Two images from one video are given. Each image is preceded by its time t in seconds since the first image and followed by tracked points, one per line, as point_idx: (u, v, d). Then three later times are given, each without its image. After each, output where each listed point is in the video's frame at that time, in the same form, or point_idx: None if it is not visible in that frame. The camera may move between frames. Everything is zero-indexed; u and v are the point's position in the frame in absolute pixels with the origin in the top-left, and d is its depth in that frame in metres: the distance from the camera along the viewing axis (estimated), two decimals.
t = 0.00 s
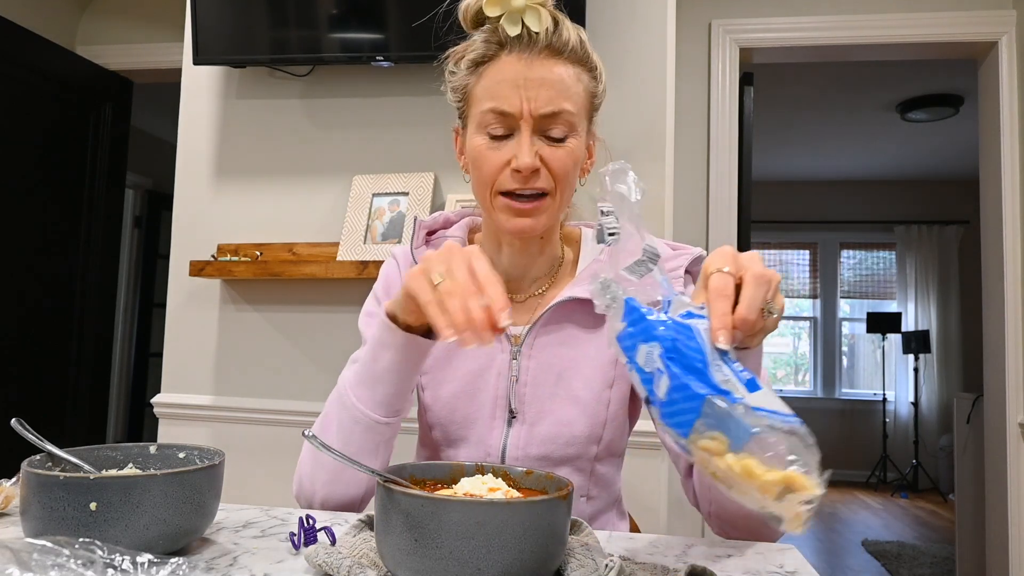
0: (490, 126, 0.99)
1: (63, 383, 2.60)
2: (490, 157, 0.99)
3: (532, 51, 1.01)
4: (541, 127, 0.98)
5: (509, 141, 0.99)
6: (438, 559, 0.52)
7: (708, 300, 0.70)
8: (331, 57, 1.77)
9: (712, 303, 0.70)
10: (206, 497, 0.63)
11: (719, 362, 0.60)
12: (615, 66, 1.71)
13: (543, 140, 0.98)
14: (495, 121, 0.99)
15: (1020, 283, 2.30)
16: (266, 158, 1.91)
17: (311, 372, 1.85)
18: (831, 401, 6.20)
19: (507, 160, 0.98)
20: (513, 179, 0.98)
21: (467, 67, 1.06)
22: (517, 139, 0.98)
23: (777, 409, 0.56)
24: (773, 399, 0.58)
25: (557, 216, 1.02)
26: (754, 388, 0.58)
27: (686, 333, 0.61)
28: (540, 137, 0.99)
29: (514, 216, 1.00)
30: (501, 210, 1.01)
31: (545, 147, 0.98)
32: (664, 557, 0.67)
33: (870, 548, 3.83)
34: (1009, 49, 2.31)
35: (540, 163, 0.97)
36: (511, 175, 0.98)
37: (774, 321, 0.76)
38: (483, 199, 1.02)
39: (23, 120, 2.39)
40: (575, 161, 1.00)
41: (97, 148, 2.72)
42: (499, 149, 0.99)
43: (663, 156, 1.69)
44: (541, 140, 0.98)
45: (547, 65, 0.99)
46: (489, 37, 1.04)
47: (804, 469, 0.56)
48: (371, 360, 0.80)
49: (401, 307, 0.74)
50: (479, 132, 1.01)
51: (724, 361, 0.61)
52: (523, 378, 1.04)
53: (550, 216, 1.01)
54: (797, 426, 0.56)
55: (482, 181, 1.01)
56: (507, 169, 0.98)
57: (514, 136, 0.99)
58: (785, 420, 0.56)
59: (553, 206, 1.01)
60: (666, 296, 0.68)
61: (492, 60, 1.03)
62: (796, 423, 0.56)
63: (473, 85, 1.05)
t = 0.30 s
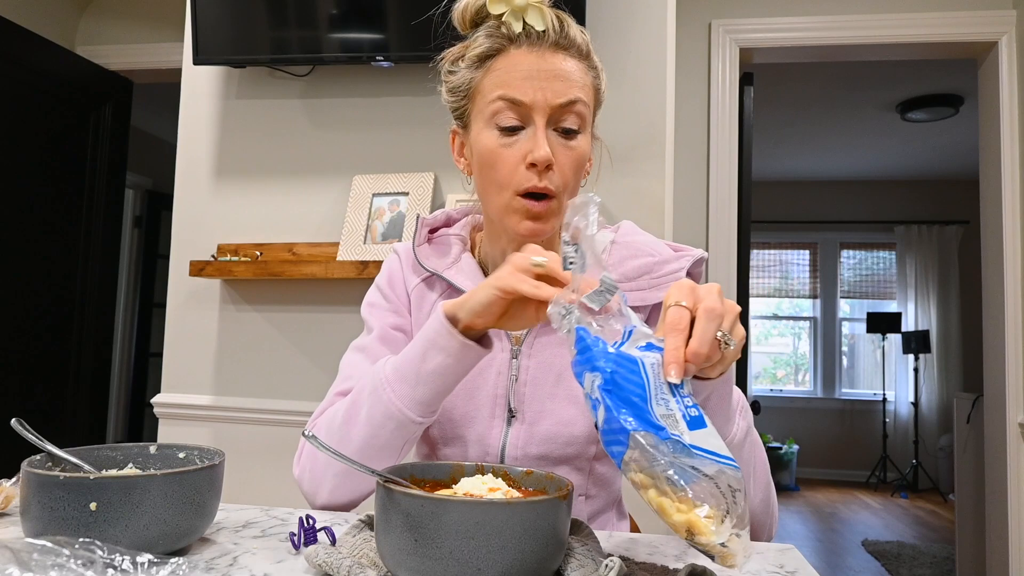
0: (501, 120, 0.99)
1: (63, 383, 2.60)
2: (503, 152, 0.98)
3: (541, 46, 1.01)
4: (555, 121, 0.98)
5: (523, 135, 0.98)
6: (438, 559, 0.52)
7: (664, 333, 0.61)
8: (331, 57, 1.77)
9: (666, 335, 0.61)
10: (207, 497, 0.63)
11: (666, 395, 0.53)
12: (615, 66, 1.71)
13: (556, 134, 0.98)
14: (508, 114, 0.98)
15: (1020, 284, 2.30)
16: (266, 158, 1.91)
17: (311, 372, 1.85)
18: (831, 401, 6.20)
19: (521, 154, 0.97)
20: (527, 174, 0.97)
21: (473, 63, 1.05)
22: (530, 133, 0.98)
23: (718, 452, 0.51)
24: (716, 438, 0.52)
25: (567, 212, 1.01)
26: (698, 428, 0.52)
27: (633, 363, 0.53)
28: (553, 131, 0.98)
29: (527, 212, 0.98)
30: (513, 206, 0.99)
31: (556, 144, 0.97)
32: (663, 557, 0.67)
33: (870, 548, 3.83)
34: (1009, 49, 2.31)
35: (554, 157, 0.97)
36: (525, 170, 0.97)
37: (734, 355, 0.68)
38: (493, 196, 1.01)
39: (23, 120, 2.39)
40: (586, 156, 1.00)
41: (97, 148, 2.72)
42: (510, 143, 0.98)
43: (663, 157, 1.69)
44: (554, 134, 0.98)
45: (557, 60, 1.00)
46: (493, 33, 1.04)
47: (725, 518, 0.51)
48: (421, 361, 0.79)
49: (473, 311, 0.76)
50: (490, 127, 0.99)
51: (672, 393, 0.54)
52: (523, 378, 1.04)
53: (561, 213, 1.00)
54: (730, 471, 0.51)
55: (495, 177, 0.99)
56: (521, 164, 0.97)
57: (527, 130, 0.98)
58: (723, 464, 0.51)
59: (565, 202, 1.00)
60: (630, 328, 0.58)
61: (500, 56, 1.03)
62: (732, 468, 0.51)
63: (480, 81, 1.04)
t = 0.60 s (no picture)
0: (504, 113, 0.98)
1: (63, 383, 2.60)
2: (507, 144, 0.97)
3: (539, 42, 1.02)
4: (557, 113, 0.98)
5: (525, 127, 0.98)
6: (438, 559, 0.52)
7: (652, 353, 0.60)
8: (330, 57, 1.77)
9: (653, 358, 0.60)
10: (207, 497, 0.63)
11: (656, 418, 0.51)
12: (616, 66, 1.71)
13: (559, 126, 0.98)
14: (511, 107, 0.98)
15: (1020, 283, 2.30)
16: (266, 158, 1.91)
17: (311, 372, 1.85)
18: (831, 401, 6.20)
19: (525, 146, 0.96)
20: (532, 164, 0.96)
21: (471, 61, 1.06)
22: (533, 125, 0.97)
23: (720, 461, 0.48)
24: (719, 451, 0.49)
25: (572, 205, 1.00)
26: (693, 443, 0.50)
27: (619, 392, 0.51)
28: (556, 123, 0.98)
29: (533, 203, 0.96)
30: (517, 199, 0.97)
31: (560, 135, 0.97)
32: (663, 556, 0.67)
33: (870, 548, 3.83)
34: (1009, 49, 2.31)
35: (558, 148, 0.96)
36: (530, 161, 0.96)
37: (727, 370, 0.66)
38: (496, 191, 0.99)
39: (23, 120, 2.39)
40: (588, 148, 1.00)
41: (97, 148, 2.72)
42: (515, 135, 0.97)
43: (663, 157, 1.69)
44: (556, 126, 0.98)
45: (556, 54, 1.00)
46: (490, 32, 1.04)
47: (740, 531, 0.45)
48: (500, 366, 0.72)
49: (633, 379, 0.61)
50: (493, 121, 0.99)
51: (663, 416, 0.52)
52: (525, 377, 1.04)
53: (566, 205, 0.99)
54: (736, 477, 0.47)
55: (498, 171, 0.98)
56: (526, 155, 0.96)
57: (530, 122, 0.98)
58: (727, 472, 0.47)
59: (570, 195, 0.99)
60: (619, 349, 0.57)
61: (498, 52, 1.03)
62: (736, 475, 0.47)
63: (479, 78, 1.04)
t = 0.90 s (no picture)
0: (507, 111, 0.98)
1: (63, 382, 2.61)
2: (508, 141, 0.97)
3: (541, 43, 1.02)
4: (559, 112, 0.98)
5: (527, 124, 0.98)
6: (438, 559, 0.52)
7: (658, 405, 0.62)
8: (330, 57, 1.77)
9: (658, 406, 0.62)
10: (207, 497, 0.63)
11: (666, 478, 0.55)
12: (615, 66, 1.71)
13: (561, 125, 0.98)
14: (514, 105, 0.98)
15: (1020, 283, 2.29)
16: (266, 159, 1.91)
17: (311, 372, 1.85)
18: (831, 401, 6.20)
19: (527, 143, 0.95)
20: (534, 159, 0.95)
21: (473, 61, 1.06)
22: (536, 122, 0.97)
23: (735, 511, 0.54)
24: (726, 497, 0.55)
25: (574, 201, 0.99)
26: (707, 496, 0.55)
27: (624, 463, 0.54)
28: (558, 121, 0.98)
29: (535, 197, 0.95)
30: (519, 193, 0.96)
31: (562, 133, 0.97)
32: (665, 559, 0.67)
33: (870, 548, 3.83)
34: (1009, 49, 2.31)
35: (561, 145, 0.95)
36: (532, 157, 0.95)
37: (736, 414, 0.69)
38: (497, 188, 0.98)
39: (23, 120, 2.39)
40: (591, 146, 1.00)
41: (97, 148, 2.72)
42: (517, 132, 0.97)
43: (663, 157, 1.69)
44: (558, 124, 0.98)
45: (557, 54, 1.01)
46: (491, 33, 1.05)
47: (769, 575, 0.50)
48: (507, 426, 0.77)
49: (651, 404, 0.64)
50: (496, 119, 0.99)
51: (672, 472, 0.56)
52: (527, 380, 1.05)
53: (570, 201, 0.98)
54: (750, 525, 0.53)
55: (499, 167, 0.97)
56: (527, 152, 0.95)
57: (533, 120, 0.98)
58: (743, 521, 0.53)
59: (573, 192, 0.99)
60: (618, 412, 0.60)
61: (500, 52, 1.03)
62: (753, 519, 0.53)
63: (481, 77, 1.04)
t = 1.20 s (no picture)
0: (508, 112, 0.98)
1: (63, 382, 2.61)
2: (509, 141, 0.97)
3: (544, 44, 1.02)
4: (560, 114, 0.98)
5: (529, 126, 0.98)
6: (438, 559, 0.52)
7: (655, 410, 0.62)
8: (331, 57, 1.77)
9: (655, 411, 0.62)
10: (207, 497, 0.63)
11: (661, 484, 0.54)
12: (615, 66, 1.71)
13: (562, 126, 0.98)
14: (516, 106, 0.98)
15: (1020, 283, 2.29)
16: (266, 159, 1.91)
17: (311, 372, 1.85)
18: (831, 401, 6.20)
19: (527, 144, 0.95)
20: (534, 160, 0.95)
21: (476, 62, 1.06)
22: (537, 124, 0.97)
23: (731, 514, 0.53)
24: (723, 500, 0.54)
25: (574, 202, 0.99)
26: (703, 501, 0.54)
27: (620, 470, 0.54)
28: (559, 123, 0.98)
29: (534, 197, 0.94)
30: (518, 193, 0.95)
31: (563, 135, 0.97)
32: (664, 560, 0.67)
33: (870, 548, 3.83)
34: (1009, 49, 2.31)
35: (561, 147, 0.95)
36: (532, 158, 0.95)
37: (733, 421, 0.70)
38: (497, 187, 0.98)
39: (23, 120, 2.39)
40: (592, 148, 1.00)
41: (97, 148, 2.72)
42: (518, 132, 0.97)
43: (663, 157, 1.69)
44: (559, 126, 0.98)
45: (560, 56, 1.01)
46: (495, 34, 1.05)
47: None
48: (483, 411, 0.78)
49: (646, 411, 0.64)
50: (497, 119, 0.99)
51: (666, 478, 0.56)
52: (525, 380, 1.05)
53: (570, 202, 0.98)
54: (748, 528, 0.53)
55: (499, 166, 0.97)
56: (528, 152, 0.95)
57: (534, 121, 0.98)
58: (741, 523, 0.52)
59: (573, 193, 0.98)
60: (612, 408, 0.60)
61: (503, 53, 1.03)
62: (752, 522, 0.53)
63: (484, 77, 1.04)
